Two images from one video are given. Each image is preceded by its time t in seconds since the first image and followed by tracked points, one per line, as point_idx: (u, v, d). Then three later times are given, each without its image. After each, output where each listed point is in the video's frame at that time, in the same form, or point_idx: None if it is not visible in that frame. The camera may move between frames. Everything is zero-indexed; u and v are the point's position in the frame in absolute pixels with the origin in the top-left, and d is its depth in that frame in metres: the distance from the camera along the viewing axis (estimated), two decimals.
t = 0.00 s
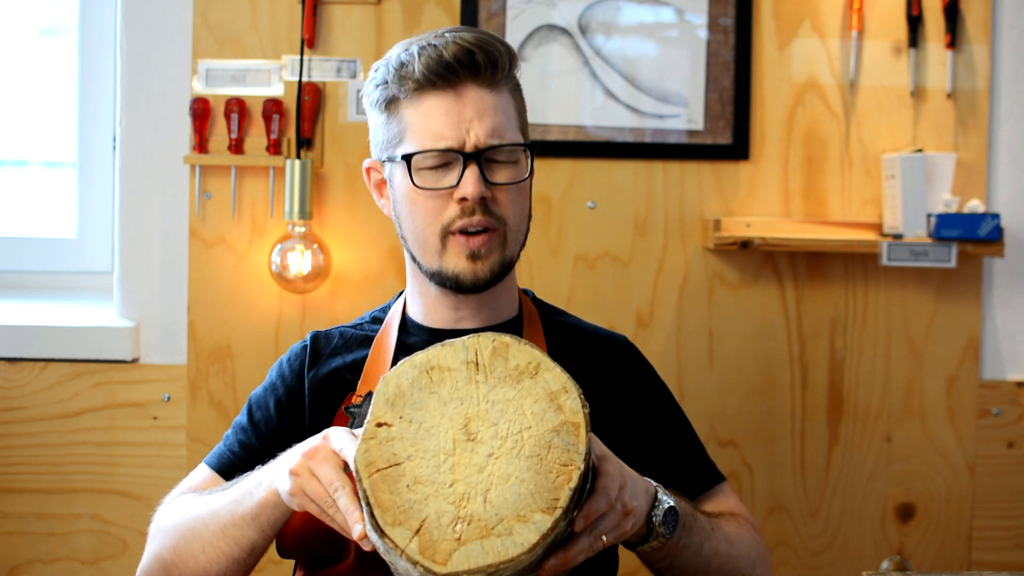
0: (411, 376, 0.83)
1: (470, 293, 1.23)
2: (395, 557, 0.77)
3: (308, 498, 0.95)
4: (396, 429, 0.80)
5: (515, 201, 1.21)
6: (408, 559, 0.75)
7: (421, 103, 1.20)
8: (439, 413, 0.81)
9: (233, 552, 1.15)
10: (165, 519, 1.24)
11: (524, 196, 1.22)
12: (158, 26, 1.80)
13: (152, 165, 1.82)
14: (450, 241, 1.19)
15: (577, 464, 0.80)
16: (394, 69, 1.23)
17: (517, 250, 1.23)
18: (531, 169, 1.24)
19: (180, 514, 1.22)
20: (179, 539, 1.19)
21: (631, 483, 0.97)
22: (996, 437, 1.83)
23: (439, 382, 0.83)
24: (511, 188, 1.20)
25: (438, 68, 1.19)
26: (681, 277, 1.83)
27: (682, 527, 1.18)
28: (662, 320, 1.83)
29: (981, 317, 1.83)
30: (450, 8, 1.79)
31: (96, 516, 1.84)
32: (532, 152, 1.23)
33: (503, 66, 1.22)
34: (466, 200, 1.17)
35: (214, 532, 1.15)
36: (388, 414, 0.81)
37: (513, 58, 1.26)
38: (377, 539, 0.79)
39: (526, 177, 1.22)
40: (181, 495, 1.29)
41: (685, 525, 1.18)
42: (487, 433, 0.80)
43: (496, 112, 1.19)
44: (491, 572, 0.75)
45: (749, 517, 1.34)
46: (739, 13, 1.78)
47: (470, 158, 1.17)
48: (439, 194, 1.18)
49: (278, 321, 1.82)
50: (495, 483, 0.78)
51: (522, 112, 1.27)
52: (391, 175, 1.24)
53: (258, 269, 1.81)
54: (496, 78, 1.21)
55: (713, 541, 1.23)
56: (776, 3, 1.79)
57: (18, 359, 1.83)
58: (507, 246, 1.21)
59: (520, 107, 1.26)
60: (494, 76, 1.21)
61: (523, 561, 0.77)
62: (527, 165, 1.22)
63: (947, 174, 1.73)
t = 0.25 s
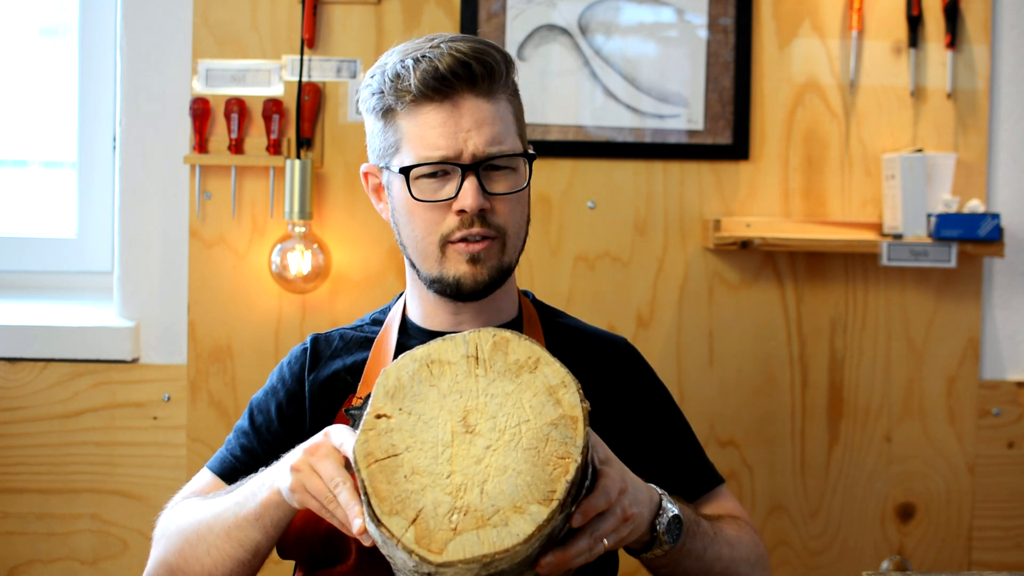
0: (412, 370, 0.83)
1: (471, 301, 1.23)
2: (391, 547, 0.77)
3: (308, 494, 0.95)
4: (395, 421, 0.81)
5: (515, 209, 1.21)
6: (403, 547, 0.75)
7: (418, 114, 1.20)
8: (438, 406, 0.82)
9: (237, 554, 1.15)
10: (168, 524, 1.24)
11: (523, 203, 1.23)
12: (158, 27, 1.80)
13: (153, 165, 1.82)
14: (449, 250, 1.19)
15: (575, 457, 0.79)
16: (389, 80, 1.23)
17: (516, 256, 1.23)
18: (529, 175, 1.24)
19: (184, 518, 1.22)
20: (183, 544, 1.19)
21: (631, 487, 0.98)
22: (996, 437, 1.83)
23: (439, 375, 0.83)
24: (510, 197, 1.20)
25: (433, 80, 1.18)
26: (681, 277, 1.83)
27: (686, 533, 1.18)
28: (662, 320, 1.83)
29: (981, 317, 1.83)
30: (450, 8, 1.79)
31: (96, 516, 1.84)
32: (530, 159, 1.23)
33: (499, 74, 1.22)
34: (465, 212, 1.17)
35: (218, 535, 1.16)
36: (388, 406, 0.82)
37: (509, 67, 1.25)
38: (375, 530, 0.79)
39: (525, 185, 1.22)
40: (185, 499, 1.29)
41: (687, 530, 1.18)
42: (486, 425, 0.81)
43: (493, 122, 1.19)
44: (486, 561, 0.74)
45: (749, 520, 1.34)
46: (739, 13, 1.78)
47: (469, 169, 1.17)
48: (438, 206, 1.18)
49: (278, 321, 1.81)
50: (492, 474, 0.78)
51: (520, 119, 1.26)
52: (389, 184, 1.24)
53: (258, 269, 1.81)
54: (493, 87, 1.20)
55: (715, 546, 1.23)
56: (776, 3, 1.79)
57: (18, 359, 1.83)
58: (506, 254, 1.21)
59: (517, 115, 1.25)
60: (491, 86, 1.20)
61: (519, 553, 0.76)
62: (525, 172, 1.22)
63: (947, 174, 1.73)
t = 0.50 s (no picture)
0: (407, 372, 0.84)
1: (466, 302, 1.23)
2: (387, 549, 0.77)
3: (307, 496, 0.95)
4: (390, 422, 0.81)
5: (513, 211, 1.20)
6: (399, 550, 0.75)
7: (416, 113, 1.19)
8: (433, 407, 0.82)
9: (238, 556, 1.15)
10: (169, 525, 1.24)
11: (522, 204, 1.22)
12: (159, 27, 1.80)
13: (153, 165, 1.82)
14: (443, 250, 1.20)
15: (570, 456, 0.79)
16: (389, 78, 1.23)
17: (513, 258, 1.23)
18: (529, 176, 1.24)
19: (185, 519, 1.22)
20: (183, 545, 1.19)
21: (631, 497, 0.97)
22: (996, 437, 1.83)
23: (434, 376, 0.83)
24: (509, 199, 1.19)
25: (432, 80, 1.18)
26: (681, 277, 1.83)
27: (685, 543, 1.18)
28: (662, 320, 1.83)
29: (981, 317, 1.83)
30: (450, 8, 1.79)
31: (96, 516, 1.84)
32: (530, 161, 1.23)
33: (498, 75, 1.22)
34: (461, 212, 1.17)
35: (219, 537, 1.16)
36: (383, 408, 0.82)
37: (509, 68, 1.25)
38: (371, 532, 0.79)
39: (524, 186, 1.22)
40: (185, 500, 1.29)
41: (687, 540, 1.18)
42: (481, 425, 0.81)
43: (492, 122, 1.19)
44: (481, 562, 0.74)
45: (746, 525, 1.34)
46: (739, 13, 1.78)
47: (466, 169, 1.17)
48: (435, 206, 1.18)
49: (278, 321, 1.81)
50: (488, 475, 0.78)
51: (520, 120, 1.26)
52: (388, 182, 1.25)
53: (258, 269, 1.81)
54: (492, 88, 1.20)
55: (714, 554, 1.23)
56: (776, 3, 1.79)
57: (18, 359, 1.83)
58: (502, 255, 1.21)
59: (518, 116, 1.25)
60: (490, 86, 1.20)
61: (515, 553, 0.76)
62: (524, 173, 1.22)
63: (947, 174, 1.73)
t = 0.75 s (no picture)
0: (412, 373, 0.84)
1: (453, 303, 1.23)
2: (389, 551, 0.77)
3: (306, 500, 0.95)
4: (394, 423, 0.81)
5: (499, 217, 1.20)
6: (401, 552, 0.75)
7: (406, 113, 1.19)
8: (437, 409, 0.82)
9: (235, 558, 1.15)
10: (166, 526, 1.24)
11: (512, 209, 1.22)
12: (159, 26, 1.80)
13: (153, 165, 1.82)
14: (432, 252, 1.20)
15: (573, 462, 0.79)
16: (382, 79, 1.24)
17: (502, 262, 1.22)
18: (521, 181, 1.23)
19: (182, 520, 1.22)
20: (181, 546, 1.19)
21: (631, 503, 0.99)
22: (996, 437, 1.83)
23: (439, 377, 0.84)
24: (496, 204, 1.19)
25: (422, 81, 1.18)
26: (681, 277, 1.83)
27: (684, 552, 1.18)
28: (662, 320, 1.83)
29: (981, 317, 1.83)
30: (450, 8, 1.79)
31: (96, 516, 1.84)
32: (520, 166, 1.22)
33: (491, 77, 1.22)
34: (448, 215, 1.17)
35: (217, 538, 1.15)
36: (387, 408, 0.82)
37: (504, 69, 1.24)
38: (373, 534, 0.79)
39: (514, 190, 1.21)
40: (183, 501, 1.29)
41: (684, 549, 1.18)
42: (485, 429, 0.81)
43: (482, 124, 1.18)
44: (482, 567, 0.74)
45: (742, 528, 1.34)
46: (739, 13, 1.78)
47: (453, 172, 1.17)
48: (423, 208, 1.19)
49: (278, 321, 1.81)
50: (490, 478, 0.78)
51: (515, 122, 1.25)
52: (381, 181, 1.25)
53: (258, 269, 1.81)
54: (485, 89, 1.20)
55: (712, 561, 1.23)
56: (776, 3, 1.79)
57: (18, 359, 1.83)
58: (489, 259, 1.20)
59: (512, 118, 1.24)
60: (483, 88, 1.20)
61: (516, 558, 0.76)
62: (516, 177, 1.21)
63: (947, 174, 1.73)
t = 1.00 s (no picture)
0: (424, 370, 0.84)
1: (448, 304, 1.24)
2: (398, 548, 0.77)
3: (308, 501, 0.95)
4: (405, 421, 0.81)
5: (495, 218, 1.20)
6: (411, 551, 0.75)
7: (400, 114, 1.19)
8: (448, 407, 0.82)
9: (239, 562, 1.15)
10: (169, 531, 1.24)
11: (508, 210, 1.22)
12: (159, 26, 1.80)
13: (153, 165, 1.82)
14: (427, 254, 1.20)
15: (584, 464, 0.79)
16: (377, 80, 1.23)
17: (498, 264, 1.23)
18: (517, 182, 1.23)
19: (185, 525, 1.22)
20: (185, 552, 1.20)
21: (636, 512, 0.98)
22: (996, 437, 1.83)
23: (450, 376, 0.84)
24: (491, 206, 1.19)
25: (417, 83, 1.18)
26: (681, 277, 1.83)
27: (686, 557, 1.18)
28: (662, 320, 1.83)
29: (981, 317, 1.83)
30: (450, 8, 1.79)
31: (96, 516, 1.84)
32: (515, 168, 1.21)
33: (487, 77, 1.21)
34: (443, 216, 1.17)
35: (220, 544, 1.16)
36: (398, 406, 0.82)
37: (500, 69, 1.24)
38: (382, 531, 0.79)
39: (510, 192, 1.21)
40: (184, 506, 1.29)
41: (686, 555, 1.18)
42: (496, 429, 0.81)
43: (477, 125, 1.18)
44: (492, 566, 0.74)
45: (741, 529, 1.33)
46: (739, 13, 1.78)
47: (448, 173, 1.17)
48: (418, 209, 1.19)
49: (278, 321, 1.82)
50: (501, 478, 0.78)
51: (512, 122, 1.24)
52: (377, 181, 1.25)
53: (258, 269, 1.81)
54: (480, 90, 1.19)
55: (714, 565, 1.23)
56: (776, 3, 1.79)
57: (18, 359, 1.83)
58: (485, 261, 1.21)
59: (509, 118, 1.24)
60: (478, 89, 1.19)
61: (525, 558, 0.76)
62: (510, 179, 1.21)
63: (947, 174, 1.73)
